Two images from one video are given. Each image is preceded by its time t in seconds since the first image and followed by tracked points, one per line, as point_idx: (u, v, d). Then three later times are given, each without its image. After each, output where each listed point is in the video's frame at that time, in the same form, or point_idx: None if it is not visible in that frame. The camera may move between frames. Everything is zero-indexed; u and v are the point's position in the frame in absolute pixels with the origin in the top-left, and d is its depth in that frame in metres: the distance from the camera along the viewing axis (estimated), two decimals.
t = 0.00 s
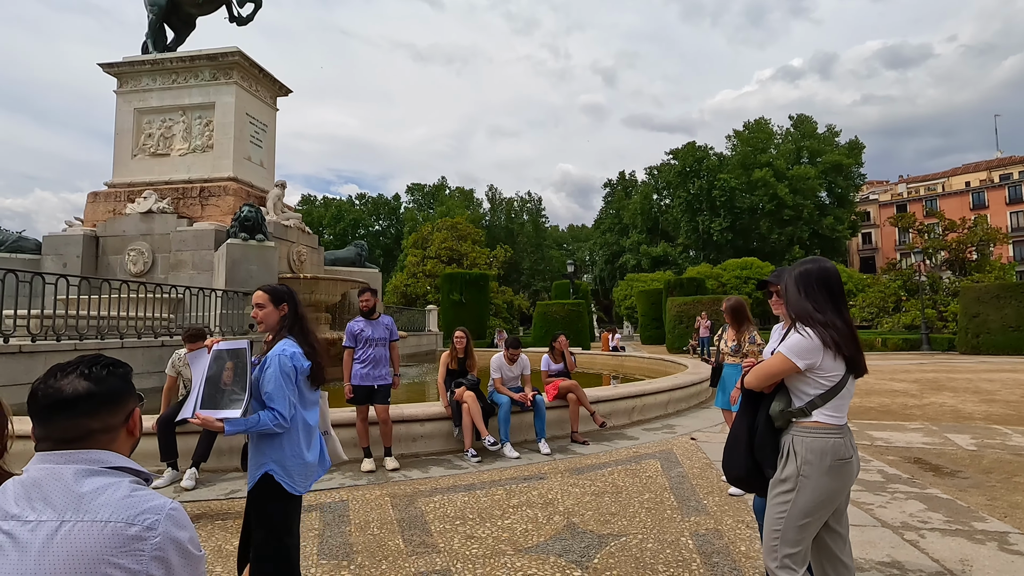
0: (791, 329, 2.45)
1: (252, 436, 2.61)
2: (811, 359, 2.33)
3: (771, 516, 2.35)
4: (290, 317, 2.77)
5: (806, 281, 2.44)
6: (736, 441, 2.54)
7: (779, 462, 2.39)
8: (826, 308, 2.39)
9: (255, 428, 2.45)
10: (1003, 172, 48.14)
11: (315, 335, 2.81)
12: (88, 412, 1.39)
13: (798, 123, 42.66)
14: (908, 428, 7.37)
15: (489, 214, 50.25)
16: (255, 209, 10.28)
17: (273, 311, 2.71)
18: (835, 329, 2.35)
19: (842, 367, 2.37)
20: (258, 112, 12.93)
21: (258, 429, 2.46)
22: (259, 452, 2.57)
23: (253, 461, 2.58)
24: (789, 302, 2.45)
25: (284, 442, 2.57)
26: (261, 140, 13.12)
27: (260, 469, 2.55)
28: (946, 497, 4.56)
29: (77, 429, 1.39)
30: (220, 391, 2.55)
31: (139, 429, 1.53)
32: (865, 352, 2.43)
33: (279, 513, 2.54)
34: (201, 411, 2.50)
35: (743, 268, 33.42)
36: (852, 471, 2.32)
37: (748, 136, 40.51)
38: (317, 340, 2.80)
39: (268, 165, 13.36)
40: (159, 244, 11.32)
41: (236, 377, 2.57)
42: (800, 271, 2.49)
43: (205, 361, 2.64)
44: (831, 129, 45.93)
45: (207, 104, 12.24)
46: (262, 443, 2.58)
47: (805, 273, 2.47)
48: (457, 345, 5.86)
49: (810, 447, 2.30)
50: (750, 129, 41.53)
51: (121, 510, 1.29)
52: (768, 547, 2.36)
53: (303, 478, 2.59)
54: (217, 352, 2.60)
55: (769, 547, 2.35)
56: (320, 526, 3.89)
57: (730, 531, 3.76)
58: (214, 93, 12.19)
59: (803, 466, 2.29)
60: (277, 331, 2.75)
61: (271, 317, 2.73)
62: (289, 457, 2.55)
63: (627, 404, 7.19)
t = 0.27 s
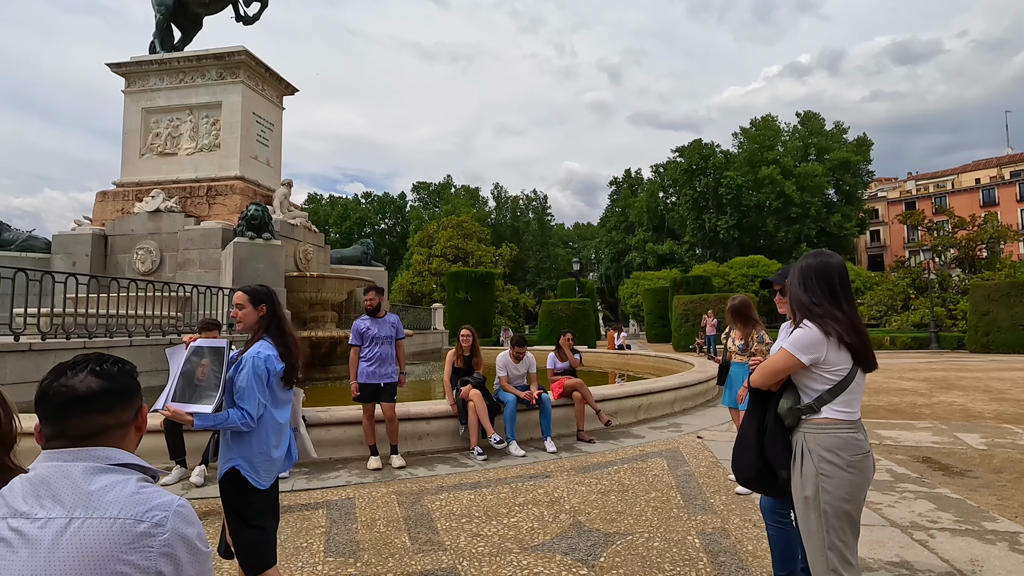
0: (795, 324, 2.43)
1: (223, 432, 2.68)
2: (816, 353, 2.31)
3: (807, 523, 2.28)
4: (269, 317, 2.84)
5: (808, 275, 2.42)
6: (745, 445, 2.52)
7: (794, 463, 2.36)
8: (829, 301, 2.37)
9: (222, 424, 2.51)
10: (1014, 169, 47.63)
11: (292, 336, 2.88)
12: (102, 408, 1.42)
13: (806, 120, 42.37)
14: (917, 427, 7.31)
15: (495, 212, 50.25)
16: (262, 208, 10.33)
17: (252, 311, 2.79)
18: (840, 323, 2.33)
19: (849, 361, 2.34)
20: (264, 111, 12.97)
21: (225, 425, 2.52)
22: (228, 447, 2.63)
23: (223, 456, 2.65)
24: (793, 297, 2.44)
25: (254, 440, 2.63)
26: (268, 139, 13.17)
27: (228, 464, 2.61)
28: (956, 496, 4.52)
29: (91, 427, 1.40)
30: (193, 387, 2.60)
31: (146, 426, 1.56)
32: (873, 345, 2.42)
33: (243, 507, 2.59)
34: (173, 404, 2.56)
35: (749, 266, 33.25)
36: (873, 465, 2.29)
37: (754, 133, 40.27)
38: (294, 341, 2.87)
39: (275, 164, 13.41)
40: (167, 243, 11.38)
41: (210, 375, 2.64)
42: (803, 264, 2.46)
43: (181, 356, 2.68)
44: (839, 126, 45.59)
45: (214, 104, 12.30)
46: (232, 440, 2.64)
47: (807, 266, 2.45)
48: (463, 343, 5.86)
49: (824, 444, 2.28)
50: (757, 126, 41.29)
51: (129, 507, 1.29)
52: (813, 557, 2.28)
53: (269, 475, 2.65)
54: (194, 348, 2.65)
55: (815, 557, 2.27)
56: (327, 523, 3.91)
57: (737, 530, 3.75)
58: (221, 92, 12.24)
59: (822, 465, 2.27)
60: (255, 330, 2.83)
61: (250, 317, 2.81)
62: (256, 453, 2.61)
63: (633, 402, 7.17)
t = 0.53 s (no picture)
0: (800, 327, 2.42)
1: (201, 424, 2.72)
2: (822, 356, 2.30)
3: (829, 531, 2.25)
4: (246, 313, 2.88)
5: (815, 275, 2.41)
6: (756, 454, 2.51)
7: (809, 469, 2.35)
8: (834, 303, 2.35)
9: (193, 416, 2.55)
10: None
11: (269, 331, 2.91)
12: (122, 408, 1.44)
13: (813, 117, 42.08)
14: (926, 426, 7.25)
15: (501, 210, 50.25)
16: (268, 207, 10.37)
17: (229, 308, 2.83)
18: (844, 324, 2.31)
19: (857, 364, 2.32)
20: (271, 110, 13.03)
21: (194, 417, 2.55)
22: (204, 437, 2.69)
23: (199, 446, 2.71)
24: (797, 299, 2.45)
25: (227, 431, 2.69)
26: (275, 139, 13.22)
27: (204, 454, 2.68)
28: (966, 496, 4.48)
29: (111, 427, 1.42)
30: (166, 379, 2.53)
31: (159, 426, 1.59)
32: (885, 347, 2.37)
33: (220, 497, 2.67)
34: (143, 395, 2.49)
35: (756, 264, 33.09)
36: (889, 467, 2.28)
37: (762, 131, 40.04)
38: (271, 337, 2.91)
39: (282, 163, 13.46)
40: (175, 242, 11.46)
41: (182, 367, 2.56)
42: (808, 265, 2.45)
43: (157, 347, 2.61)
44: (848, 123, 45.24)
45: (221, 103, 12.36)
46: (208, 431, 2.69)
47: (815, 266, 2.43)
48: (468, 342, 5.86)
49: (837, 449, 2.26)
50: (764, 124, 41.05)
51: (142, 503, 1.30)
52: (837, 566, 2.24)
53: (245, 465, 2.71)
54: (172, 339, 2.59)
55: (839, 566, 2.24)
56: (333, 521, 3.92)
57: (744, 530, 3.73)
58: (228, 91, 12.30)
59: (838, 470, 2.25)
60: (233, 327, 2.86)
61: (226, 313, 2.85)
62: (231, 444, 2.68)
63: (639, 401, 7.15)
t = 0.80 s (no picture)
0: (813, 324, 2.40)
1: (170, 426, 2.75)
2: (836, 356, 2.27)
3: (835, 533, 2.24)
4: (213, 318, 2.92)
5: (832, 272, 2.39)
6: (762, 451, 2.50)
7: (816, 470, 2.33)
8: (850, 301, 2.32)
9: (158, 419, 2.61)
10: None
11: (237, 335, 2.95)
12: (145, 407, 1.48)
13: (821, 115, 41.81)
14: (935, 426, 7.20)
15: (506, 209, 50.25)
16: (275, 206, 10.41)
17: (196, 313, 2.87)
18: (862, 324, 2.28)
19: (872, 365, 2.30)
20: (277, 110, 13.08)
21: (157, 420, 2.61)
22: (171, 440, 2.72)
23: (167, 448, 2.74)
24: (813, 295, 2.41)
25: (194, 434, 2.73)
26: (281, 138, 13.27)
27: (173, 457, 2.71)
28: (975, 497, 4.44)
29: (132, 424, 1.45)
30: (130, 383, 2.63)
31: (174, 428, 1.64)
32: (899, 349, 2.36)
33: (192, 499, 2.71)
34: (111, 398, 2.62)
35: (763, 263, 32.94)
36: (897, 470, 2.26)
37: (768, 129, 39.82)
38: (239, 341, 2.95)
39: (288, 162, 13.51)
40: (182, 241, 11.53)
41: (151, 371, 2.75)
42: (823, 262, 2.43)
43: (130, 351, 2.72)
44: (855, 120, 44.91)
45: (228, 103, 12.41)
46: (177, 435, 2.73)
47: (833, 262, 2.40)
48: (474, 340, 5.87)
49: (845, 450, 2.25)
50: (770, 121, 40.84)
51: (157, 498, 1.31)
52: (843, 568, 2.23)
53: (214, 467, 2.76)
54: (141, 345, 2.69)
55: (845, 568, 2.23)
56: (340, 519, 3.94)
57: (751, 529, 3.71)
58: (234, 91, 12.36)
59: (846, 472, 2.23)
60: (201, 330, 2.90)
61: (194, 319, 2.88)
62: (199, 447, 2.72)
63: (645, 400, 7.13)
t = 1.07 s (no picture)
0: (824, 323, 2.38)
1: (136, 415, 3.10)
2: (850, 355, 2.26)
3: (841, 530, 2.23)
4: (180, 312, 3.20)
5: (848, 270, 2.37)
6: (767, 448, 2.47)
7: (823, 467, 2.31)
8: (863, 300, 2.31)
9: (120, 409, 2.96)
10: None
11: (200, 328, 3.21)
12: (163, 406, 1.49)
13: (827, 113, 41.54)
14: (944, 426, 7.15)
15: (511, 208, 50.24)
16: (281, 206, 10.44)
17: (166, 307, 3.17)
18: (876, 324, 2.27)
19: (883, 365, 2.30)
20: (283, 109, 13.12)
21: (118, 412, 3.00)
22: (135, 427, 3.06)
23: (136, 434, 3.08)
24: (826, 293, 2.39)
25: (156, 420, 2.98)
26: (287, 138, 13.32)
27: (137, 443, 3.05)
28: (984, 497, 4.40)
29: (150, 423, 1.46)
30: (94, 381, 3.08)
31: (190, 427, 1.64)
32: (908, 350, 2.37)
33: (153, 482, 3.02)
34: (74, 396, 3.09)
35: (769, 261, 32.78)
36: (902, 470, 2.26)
37: (774, 127, 39.61)
38: (203, 335, 3.21)
39: (294, 162, 13.56)
40: (189, 241, 11.59)
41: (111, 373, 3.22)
42: (836, 260, 2.41)
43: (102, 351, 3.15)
44: (862, 118, 44.62)
45: (234, 103, 12.46)
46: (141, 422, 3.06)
47: (852, 259, 2.37)
48: (479, 339, 5.87)
49: (853, 448, 2.24)
50: (776, 120, 40.63)
51: (171, 495, 1.32)
52: (849, 566, 2.22)
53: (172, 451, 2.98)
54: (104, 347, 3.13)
55: (850, 565, 2.21)
56: (346, 517, 3.95)
57: (757, 529, 3.70)
58: (240, 91, 12.40)
59: (853, 470, 2.22)
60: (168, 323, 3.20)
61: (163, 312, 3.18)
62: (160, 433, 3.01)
63: (650, 399, 7.11)
